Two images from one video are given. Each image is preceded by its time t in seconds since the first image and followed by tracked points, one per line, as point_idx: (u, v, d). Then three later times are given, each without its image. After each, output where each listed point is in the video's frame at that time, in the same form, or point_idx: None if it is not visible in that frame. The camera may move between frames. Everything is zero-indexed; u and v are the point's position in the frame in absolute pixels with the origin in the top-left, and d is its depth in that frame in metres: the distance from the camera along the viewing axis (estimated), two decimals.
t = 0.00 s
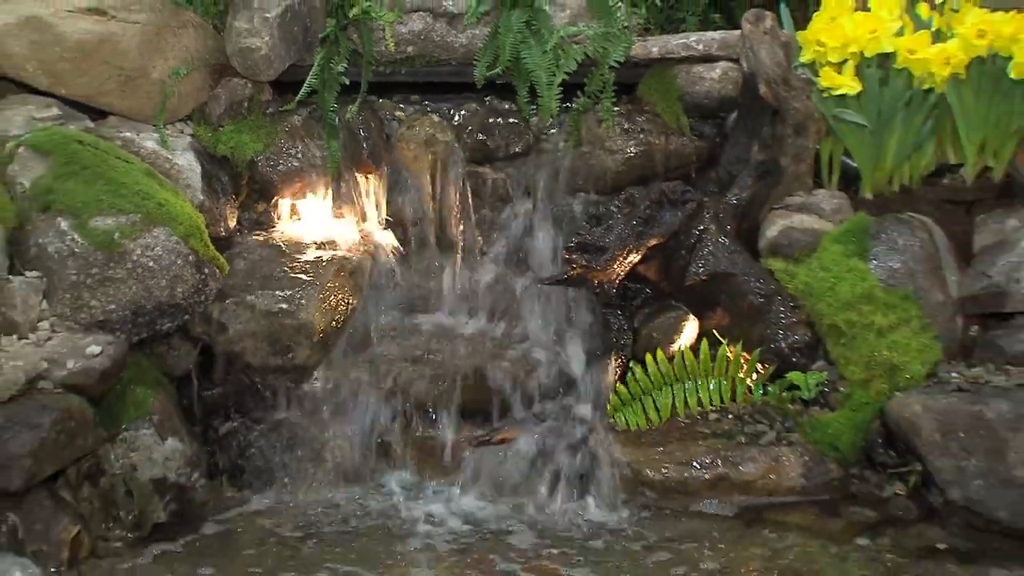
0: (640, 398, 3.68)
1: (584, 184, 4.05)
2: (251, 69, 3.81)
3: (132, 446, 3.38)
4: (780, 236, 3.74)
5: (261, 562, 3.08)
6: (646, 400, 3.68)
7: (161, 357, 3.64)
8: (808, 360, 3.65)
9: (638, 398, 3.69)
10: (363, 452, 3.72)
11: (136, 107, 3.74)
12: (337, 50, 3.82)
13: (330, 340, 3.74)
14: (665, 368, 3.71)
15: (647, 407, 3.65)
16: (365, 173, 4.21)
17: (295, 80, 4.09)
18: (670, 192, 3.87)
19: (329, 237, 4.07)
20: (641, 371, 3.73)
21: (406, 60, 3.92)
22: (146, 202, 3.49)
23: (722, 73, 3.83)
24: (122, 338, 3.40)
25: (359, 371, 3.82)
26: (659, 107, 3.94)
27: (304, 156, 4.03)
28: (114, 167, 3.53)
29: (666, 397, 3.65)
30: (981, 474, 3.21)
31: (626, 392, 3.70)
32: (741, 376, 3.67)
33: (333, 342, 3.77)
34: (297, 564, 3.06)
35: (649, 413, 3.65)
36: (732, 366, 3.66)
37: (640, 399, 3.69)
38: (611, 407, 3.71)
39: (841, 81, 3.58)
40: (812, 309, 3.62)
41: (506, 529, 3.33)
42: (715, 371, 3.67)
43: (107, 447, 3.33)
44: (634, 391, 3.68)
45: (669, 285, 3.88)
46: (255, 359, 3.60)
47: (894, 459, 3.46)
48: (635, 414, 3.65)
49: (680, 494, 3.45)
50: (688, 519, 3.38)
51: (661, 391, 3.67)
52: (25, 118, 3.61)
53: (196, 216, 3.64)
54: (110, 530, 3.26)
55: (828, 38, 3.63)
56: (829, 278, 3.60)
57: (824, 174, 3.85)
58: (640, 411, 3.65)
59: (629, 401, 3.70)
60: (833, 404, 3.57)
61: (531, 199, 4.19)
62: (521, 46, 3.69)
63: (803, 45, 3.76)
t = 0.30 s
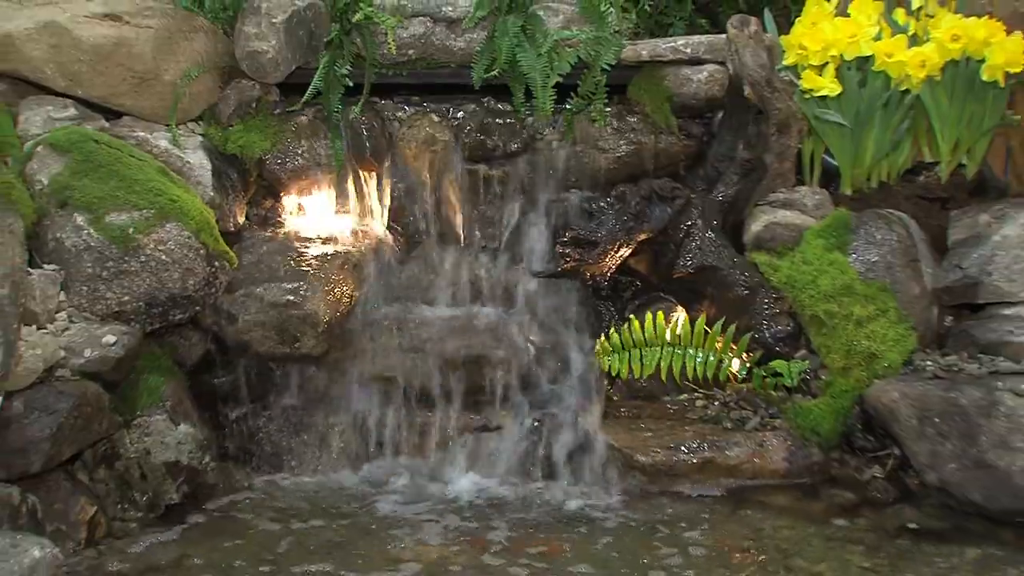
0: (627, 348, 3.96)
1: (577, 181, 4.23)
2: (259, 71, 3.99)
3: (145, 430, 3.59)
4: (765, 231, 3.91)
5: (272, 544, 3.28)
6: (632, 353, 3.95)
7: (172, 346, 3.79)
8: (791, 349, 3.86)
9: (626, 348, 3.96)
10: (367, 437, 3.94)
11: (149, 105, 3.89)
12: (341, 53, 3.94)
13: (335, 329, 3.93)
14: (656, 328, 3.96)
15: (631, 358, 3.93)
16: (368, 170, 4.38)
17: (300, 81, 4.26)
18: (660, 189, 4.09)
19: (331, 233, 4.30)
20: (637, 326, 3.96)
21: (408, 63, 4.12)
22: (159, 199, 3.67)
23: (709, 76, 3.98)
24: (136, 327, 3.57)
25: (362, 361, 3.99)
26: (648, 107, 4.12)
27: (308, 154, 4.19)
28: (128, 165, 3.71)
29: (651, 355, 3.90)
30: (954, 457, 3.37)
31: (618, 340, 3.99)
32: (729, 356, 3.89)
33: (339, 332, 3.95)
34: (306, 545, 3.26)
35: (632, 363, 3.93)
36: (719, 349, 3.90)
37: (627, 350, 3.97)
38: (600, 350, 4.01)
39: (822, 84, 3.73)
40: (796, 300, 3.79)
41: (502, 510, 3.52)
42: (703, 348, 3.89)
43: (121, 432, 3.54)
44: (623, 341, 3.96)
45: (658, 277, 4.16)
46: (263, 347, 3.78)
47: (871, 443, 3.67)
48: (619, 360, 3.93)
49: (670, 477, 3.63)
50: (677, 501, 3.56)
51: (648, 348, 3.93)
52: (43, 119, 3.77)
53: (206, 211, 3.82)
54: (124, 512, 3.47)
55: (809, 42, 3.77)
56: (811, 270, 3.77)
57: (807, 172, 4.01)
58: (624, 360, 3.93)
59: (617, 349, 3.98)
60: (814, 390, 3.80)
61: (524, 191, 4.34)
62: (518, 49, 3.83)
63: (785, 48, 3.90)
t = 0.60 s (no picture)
0: (617, 366, 4.10)
1: (569, 179, 4.39)
2: (266, 73, 4.19)
3: (158, 417, 3.79)
4: (749, 225, 4.09)
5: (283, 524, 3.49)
6: (622, 368, 4.09)
7: (182, 335, 4.00)
8: (774, 338, 4.03)
9: (616, 366, 4.10)
10: (369, 423, 4.13)
11: (160, 105, 4.06)
12: (345, 55, 4.15)
13: (338, 320, 4.12)
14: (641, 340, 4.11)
15: (623, 374, 4.08)
16: (370, 168, 4.54)
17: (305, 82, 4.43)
18: (649, 185, 4.22)
19: (333, 228, 4.43)
20: (620, 343, 4.13)
21: (408, 65, 4.29)
22: (171, 195, 3.83)
23: (695, 78, 4.17)
24: (149, 318, 3.78)
25: (364, 351, 4.21)
26: (638, 108, 4.29)
27: (315, 151, 4.37)
28: (141, 163, 3.87)
29: (641, 367, 4.06)
30: (929, 441, 3.59)
31: (605, 361, 4.11)
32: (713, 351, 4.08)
33: (342, 322, 4.18)
34: (316, 526, 3.47)
35: (625, 379, 4.07)
36: (705, 343, 4.08)
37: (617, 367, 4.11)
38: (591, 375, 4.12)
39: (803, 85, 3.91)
40: (779, 292, 3.99)
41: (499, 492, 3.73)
42: (688, 344, 4.07)
43: (134, 418, 3.74)
44: (612, 361, 4.09)
45: (647, 270, 4.27)
46: (270, 335, 3.99)
47: (851, 427, 3.89)
48: (612, 380, 4.07)
49: (659, 462, 3.81)
50: (666, 483, 3.75)
51: (637, 360, 4.08)
52: (60, 118, 3.94)
53: (216, 207, 3.98)
54: (138, 493, 3.68)
55: (791, 44, 3.95)
56: (793, 263, 3.97)
57: (788, 170, 4.22)
58: (617, 378, 4.07)
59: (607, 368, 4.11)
60: (797, 378, 3.97)
61: (521, 191, 4.54)
62: (513, 52, 4.04)
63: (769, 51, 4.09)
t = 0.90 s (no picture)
0: (610, 352, 4.33)
1: (562, 176, 4.61)
2: (272, 76, 4.35)
3: (169, 404, 3.97)
4: (733, 222, 4.30)
5: (292, 506, 3.70)
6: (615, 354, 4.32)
7: (192, 327, 4.18)
8: (757, 329, 4.25)
9: (609, 352, 4.33)
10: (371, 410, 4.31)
11: (171, 107, 4.26)
12: (347, 59, 4.33)
13: (341, 312, 4.32)
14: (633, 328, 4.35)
15: (615, 360, 4.31)
16: (371, 167, 4.74)
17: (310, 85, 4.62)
18: (638, 183, 4.44)
19: (338, 225, 4.66)
20: (613, 329, 4.34)
21: (408, 68, 4.48)
22: (181, 192, 4.02)
23: (683, 81, 4.35)
24: (160, 310, 3.96)
25: (367, 341, 4.41)
26: (628, 109, 4.47)
27: (319, 151, 4.56)
28: (154, 162, 4.07)
29: (632, 354, 4.30)
30: (905, 427, 3.80)
31: (600, 346, 4.34)
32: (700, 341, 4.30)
33: (346, 315, 4.38)
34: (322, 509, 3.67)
35: (617, 365, 4.30)
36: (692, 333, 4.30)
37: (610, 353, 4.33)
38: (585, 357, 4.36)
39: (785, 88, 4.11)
40: (763, 285, 4.19)
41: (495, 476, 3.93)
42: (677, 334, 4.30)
43: (147, 405, 3.93)
44: (606, 346, 4.32)
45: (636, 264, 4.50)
46: (277, 326, 4.16)
47: (830, 415, 4.06)
48: (605, 364, 4.30)
49: (648, 447, 4.01)
50: (653, 468, 3.94)
51: (629, 347, 4.31)
52: (76, 119, 4.13)
53: (225, 204, 4.16)
54: (151, 477, 3.88)
55: (774, 49, 4.15)
56: (775, 257, 4.16)
57: (771, 169, 4.40)
58: (610, 363, 4.30)
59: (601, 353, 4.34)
60: (779, 367, 4.19)
61: (516, 188, 4.73)
62: (508, 56, 4.23)
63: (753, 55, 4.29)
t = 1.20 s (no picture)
0: (596, 328, 4.51)
1: (555, 175, 4.79)
2: (276, 79, 4.52)
3: (178, 393, 4.20)
4: (717, 219, 4.50)
5: (295, 492, 3.88)
6: (600, 332, 4.50)
7: (199, 319, 4.38)
8: (740, 321, 4.44)
9: (595, 328, 4.52)
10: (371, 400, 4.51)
11: (179, 109, 4.43)
12: (347, 63, 4.55)
13: (342, 305, 4.52)
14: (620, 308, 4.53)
15: (601, 337, 4.49)
16: (370, 166, 4.91)
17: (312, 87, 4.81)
18: (627, 181, 4.63)
19: (338, 221, 4.76)
20: (602, 307, 4.53)
21: (406, 72, 4.67)
22: (189, 190, 4.19)
23: (669, 83, 4.57)
24: (169, 303, 4.15)
25: (367, 333, 4.60)
26: (617, 110, 4.66)
27: (321, 152, 4.74)
28: (163, 161, 4.25)
29: (618, 333, 4.47)
30: (880, 414, 4.02)
31: (586, 321, 4.53)
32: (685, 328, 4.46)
33: (345, 309, 4.60)
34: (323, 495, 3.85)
35: (603, 342, 4.48)
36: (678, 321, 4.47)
37: (596, 330, 4.52)
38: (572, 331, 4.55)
39: (766, 90, 4.30)
40: (746, 279, 4.38)
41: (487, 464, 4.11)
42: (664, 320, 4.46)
43: (158, 394, 4.15)
44: (592, 322, 4.51)
45: (624, 258, 4.69)
46: (281, 320, 4.40)
47: (809, 402, 4.29)
48: (591, 339, 4.49)
49: (635, 434, 4.20)
50: (639, 454, 4.15)
51: (615, 325, 4.49)
52: (89, 121, 4.32)
53: (231, 202, 4.34)
54: (161, 463, 4.09)
55: (756, 53, 4.33)
56: (757, 251, 4.37)
57: (753, 169, 4.61)
58: (595, 339, 4.49)
59: (587, 329, 4.53)
60: (761, 357, 4.37)
61: (510, 186, 4.92)
62: (502, 59, 4.44)
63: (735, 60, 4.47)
